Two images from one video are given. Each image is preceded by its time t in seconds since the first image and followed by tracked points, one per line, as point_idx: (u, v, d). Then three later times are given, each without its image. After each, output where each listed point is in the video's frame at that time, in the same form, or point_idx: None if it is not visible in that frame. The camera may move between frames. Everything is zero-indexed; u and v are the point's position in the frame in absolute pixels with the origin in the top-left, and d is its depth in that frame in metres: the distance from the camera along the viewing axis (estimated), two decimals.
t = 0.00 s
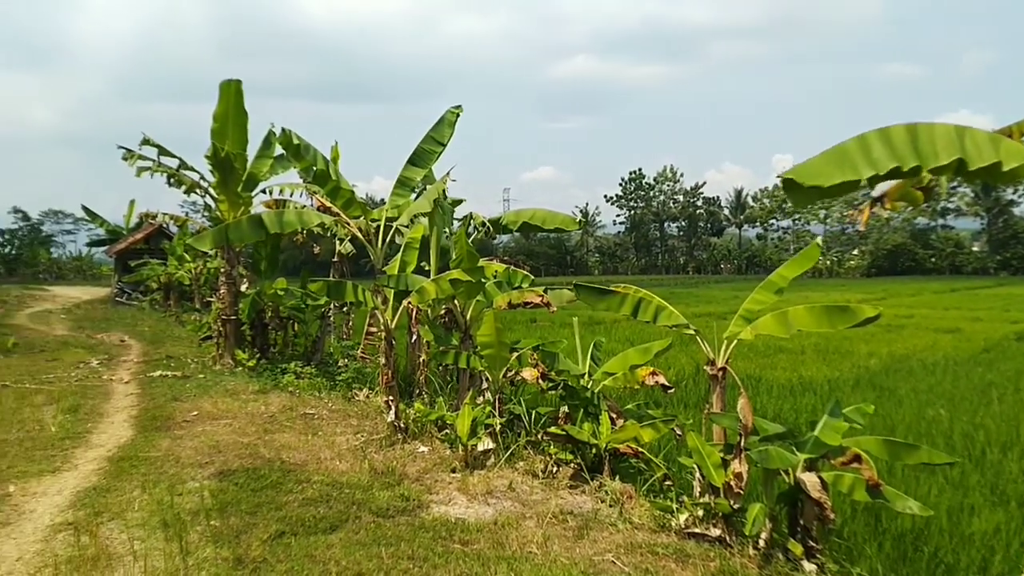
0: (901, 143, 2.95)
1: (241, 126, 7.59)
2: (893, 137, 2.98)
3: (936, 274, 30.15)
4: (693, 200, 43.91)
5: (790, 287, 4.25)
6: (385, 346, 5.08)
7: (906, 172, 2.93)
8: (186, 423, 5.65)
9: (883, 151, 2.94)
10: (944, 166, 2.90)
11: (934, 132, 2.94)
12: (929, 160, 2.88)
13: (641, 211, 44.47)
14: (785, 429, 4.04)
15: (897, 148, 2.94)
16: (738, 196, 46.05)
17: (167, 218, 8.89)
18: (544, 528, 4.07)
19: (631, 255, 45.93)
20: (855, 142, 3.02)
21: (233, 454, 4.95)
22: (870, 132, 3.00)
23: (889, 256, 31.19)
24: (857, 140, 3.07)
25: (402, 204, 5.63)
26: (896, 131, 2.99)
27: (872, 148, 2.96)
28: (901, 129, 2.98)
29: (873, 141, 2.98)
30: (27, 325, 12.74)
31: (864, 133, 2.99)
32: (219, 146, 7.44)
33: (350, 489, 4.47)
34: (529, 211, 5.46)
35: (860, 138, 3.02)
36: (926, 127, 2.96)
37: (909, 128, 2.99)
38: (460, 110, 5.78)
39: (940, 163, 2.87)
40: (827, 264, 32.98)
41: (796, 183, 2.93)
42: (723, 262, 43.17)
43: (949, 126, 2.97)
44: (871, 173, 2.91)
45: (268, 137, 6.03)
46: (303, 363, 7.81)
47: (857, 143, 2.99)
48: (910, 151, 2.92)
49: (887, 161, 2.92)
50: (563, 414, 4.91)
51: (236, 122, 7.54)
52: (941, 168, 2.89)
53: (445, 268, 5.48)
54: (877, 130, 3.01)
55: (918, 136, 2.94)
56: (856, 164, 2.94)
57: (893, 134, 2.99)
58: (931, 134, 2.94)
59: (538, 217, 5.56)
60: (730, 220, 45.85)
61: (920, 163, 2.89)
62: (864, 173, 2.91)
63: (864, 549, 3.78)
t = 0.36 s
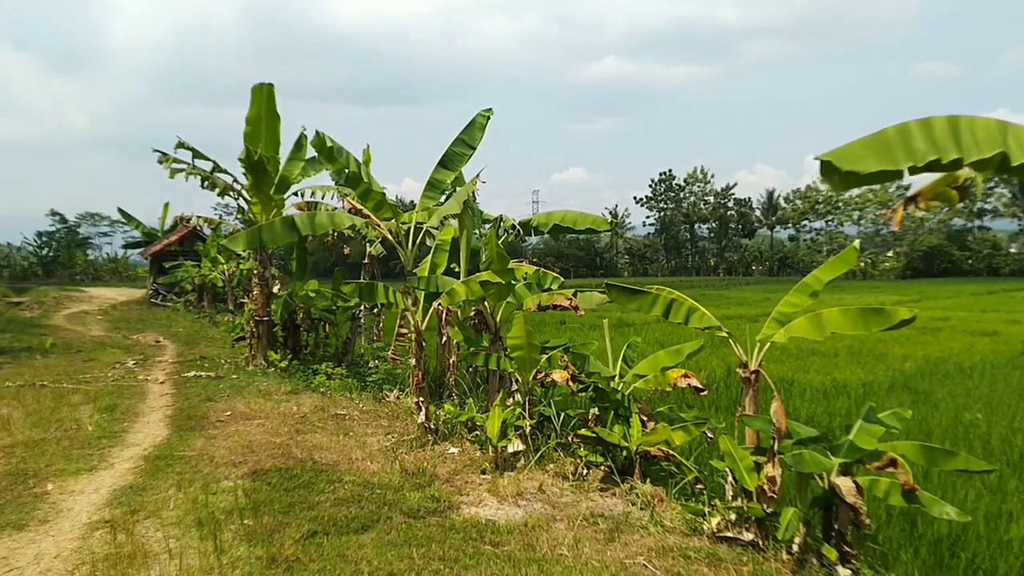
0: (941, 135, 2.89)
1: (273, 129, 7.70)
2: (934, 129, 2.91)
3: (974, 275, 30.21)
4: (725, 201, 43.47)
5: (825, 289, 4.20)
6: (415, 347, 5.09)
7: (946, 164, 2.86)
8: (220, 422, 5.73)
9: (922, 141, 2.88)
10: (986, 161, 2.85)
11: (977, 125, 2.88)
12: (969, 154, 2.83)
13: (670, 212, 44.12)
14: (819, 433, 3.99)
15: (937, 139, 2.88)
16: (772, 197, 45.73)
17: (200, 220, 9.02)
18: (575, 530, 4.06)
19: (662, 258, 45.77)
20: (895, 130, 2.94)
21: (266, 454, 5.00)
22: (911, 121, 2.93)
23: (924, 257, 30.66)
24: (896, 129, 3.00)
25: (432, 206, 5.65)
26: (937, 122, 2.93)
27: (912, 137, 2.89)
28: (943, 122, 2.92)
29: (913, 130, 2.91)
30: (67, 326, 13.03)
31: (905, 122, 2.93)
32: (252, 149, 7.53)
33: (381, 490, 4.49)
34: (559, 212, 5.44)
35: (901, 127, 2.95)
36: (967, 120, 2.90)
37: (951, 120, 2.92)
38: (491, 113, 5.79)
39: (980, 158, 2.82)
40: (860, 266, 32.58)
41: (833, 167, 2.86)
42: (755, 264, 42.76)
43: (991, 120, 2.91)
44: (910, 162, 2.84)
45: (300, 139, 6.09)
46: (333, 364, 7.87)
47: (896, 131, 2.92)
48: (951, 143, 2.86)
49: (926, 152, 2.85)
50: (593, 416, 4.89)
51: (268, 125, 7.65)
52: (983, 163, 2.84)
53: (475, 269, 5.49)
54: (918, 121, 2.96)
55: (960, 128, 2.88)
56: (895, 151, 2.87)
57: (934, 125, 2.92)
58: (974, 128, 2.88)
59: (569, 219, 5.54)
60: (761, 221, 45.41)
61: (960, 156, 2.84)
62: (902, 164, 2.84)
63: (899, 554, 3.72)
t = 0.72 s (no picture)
0: (972, 163, 2.88)
1: (302, 131, 7.76)
2: (964, 156, 2.91)
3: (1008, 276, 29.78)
4: (752, 202, 43.06)
5: (853, 287, 4.11)
6: (443, 348, 5.09)
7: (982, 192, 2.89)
8: (249, 422, 5.79)
9: (955, 176, 2.92)
10: None
11: (1006, 143, 2.82)
12: (1002, 179, 2.81)
13: (698, 213, 43.75)
14: (850, 436, 3.91)
15: (969, 170, 2.89)
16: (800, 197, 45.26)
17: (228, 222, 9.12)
18: (602, 532, 4.04)
19: (691, 258, 45.52)
20: (926, 166, 2.99)
21: (294, 454, 5.03)
22: (940, 154, 2.96)
23: (956, 258, 30.23)
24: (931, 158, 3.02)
25: (459, 207, 5.66)
26: (966, 147, 2.91)
27: (943, 175, 2.94)
28: (970, 146, 2.89)
29: (943, 165, 2.95)
30: (99, 326, 13.26)
31: (932, 158, 2.97)
32: (281, 151, 7.59)
33: (409, 490, 4.51)
34: (586, 213, 5.43)
35: (932, 161, 2.99)
36: (996, 138, 2.85)
37: (979, 141, 2.88)
38: (517, 114, 5.79)
39: (1013, 181, 2.79)
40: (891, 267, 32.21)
41: (868, 228, 3.07)
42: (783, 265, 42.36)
43: None
44: (943, 205, 2.94)
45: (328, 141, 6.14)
46: (360, 364, 7.91)
47: (928, 169, 2.98)
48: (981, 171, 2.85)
49: (959, 189, 2.91)
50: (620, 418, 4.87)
51: (297, 127, 7.71)
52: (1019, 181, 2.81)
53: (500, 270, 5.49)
54: (948, 150, 2.95)
55: (989, 151, 2.85)
56: (927, 195, 2.96)
57: (963, 152, 2.92)
58: (1002, 146, 2.82)
59: (596, 220, 5.53)
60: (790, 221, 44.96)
61: (991, 183, 2.84)
62: (936, 208, 2.94)
63: (931, 559, 3.66)
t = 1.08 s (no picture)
0: (1005, 159, 2.77)
1: (332, 133, 7.84)
2: (996, 152, 2.79)
3: None
4: (783, 203, 42.48)
5: (891, 290, 4.04)
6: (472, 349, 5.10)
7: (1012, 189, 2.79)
8: (280, 422, 5.84)
9: (983, 172, 2.80)
10: None
11: None
12: None
13: (728, 215, 43.27)
14: (885, 440, 3.88)
15: (1000, 167, 2.78)
16: (832, 198, 44.78)
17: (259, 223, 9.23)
18: (633, 535, 4.01)
19: (721, 260, 45.09)
20: (953, 160, 2.87)
21: (325, 454, 5.07)
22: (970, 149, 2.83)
23: (993, 259, 29.71)
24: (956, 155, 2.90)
25: (488, 209, 5.68)
26: (999, 143, 2.80)
27: (971, 169, 2.82)
28: (1004, 143, 2.78)
29: (972, 160, 2.83)
30: (134, 326, 13.51)
31: (962, 152, 2.84)
32: (312, 153, 7.67)
33: (438, 491, 4.52)
34: (616, 215, 5.42)
35: (959, 155, 2.86)
36: None
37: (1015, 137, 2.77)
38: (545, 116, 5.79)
39: None
40: (926, 269, 31.70)
41: (886, 222, 2.94)
42: (817, 266, 42.14)
43: None
44: (969, 202, 2.82)
45: (358, 144, 6.18)
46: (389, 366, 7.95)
47: (955, 164, 2.85)
48: (1016, 167, 2.74)
49: (989, 186, 2.79)
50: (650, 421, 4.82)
51: (327, 129, 7.79)
52: None
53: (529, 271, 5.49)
54: (978, 145, 2.83)
55: None
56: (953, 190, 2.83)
57: (996, 148, 2.80)
58: None
59: (626, 222, 5.51)
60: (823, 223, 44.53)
61: None
62: (961, 204, 2.82)
63: (967, 566, 3.59)
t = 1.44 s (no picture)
0: None
1: (359, 135, 7.88)
2: None
3: None
4: (813, 203, 41.87)
5: (924, 293, 4.00)
6: (498, 351, 5.12)
7: None
8: (308, 422, 5.89)
9: (1013, 153, 2.75)
10: None
11: None
12: None
13: (756, 216, 42.74)
14: (918, 444, 3.80)
15: None
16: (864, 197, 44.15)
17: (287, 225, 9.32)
18: (660, 538, 3.99)
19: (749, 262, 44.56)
20: (984, 139, 2.81)
21: (352, 454, 5.10)
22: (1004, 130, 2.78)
23: None
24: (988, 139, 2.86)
25: (513, 210, 5.68)
26: None
27: (1001, 148, 2.77)
28: None
29: (1004, 140, 2.77)
30: (164, 326, 13.70)
31: (996, 132, 2.79)
32: (339, 155, 7.72)
33: (465, 492, 4.53)
34: (642, 216, 5.40)
35: (992, 136, 2.81)
36: None
37: None
38: (571, 117, 5.78)
39: None
40: (959, 271, 31.22)
41: (906, 185, 2.83)
42: (846, 268, 41.98)
43: None
44: (995, 179, 2.75)
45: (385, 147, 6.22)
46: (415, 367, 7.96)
47: (987, 142, 2.79)
48: None
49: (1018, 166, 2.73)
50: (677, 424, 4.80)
51: (355, 131, 7.84)
52: None
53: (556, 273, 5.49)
54: (1012, 129, 2.79)
55: None
56: (981, 165, 2.76)
57: None
58: None
59: (652, 223, 5.48)
60: (854, 224, 43.99)
61: None
62: (985, 179, 2.75)
63: (1002, 571, 3.52)
